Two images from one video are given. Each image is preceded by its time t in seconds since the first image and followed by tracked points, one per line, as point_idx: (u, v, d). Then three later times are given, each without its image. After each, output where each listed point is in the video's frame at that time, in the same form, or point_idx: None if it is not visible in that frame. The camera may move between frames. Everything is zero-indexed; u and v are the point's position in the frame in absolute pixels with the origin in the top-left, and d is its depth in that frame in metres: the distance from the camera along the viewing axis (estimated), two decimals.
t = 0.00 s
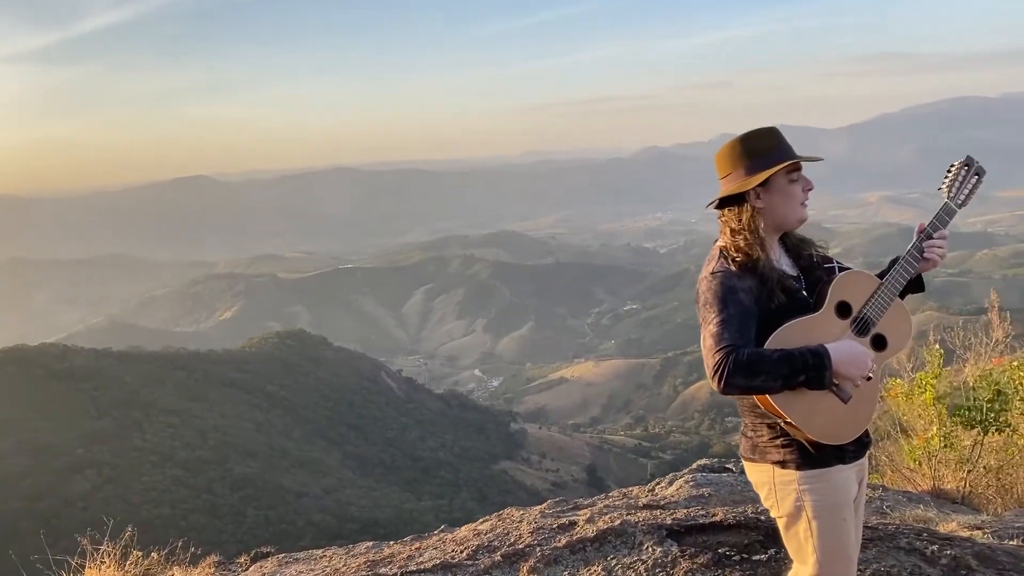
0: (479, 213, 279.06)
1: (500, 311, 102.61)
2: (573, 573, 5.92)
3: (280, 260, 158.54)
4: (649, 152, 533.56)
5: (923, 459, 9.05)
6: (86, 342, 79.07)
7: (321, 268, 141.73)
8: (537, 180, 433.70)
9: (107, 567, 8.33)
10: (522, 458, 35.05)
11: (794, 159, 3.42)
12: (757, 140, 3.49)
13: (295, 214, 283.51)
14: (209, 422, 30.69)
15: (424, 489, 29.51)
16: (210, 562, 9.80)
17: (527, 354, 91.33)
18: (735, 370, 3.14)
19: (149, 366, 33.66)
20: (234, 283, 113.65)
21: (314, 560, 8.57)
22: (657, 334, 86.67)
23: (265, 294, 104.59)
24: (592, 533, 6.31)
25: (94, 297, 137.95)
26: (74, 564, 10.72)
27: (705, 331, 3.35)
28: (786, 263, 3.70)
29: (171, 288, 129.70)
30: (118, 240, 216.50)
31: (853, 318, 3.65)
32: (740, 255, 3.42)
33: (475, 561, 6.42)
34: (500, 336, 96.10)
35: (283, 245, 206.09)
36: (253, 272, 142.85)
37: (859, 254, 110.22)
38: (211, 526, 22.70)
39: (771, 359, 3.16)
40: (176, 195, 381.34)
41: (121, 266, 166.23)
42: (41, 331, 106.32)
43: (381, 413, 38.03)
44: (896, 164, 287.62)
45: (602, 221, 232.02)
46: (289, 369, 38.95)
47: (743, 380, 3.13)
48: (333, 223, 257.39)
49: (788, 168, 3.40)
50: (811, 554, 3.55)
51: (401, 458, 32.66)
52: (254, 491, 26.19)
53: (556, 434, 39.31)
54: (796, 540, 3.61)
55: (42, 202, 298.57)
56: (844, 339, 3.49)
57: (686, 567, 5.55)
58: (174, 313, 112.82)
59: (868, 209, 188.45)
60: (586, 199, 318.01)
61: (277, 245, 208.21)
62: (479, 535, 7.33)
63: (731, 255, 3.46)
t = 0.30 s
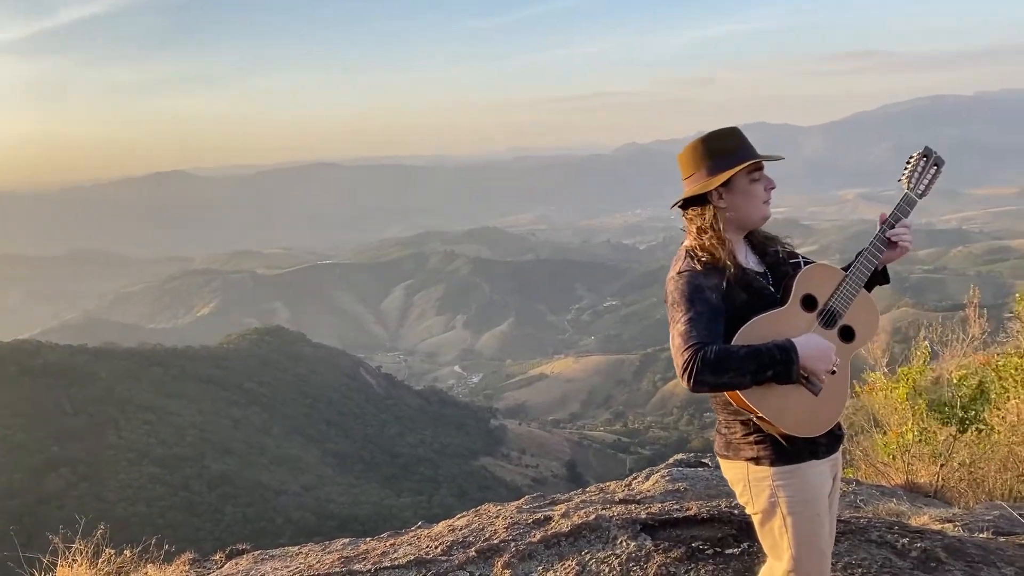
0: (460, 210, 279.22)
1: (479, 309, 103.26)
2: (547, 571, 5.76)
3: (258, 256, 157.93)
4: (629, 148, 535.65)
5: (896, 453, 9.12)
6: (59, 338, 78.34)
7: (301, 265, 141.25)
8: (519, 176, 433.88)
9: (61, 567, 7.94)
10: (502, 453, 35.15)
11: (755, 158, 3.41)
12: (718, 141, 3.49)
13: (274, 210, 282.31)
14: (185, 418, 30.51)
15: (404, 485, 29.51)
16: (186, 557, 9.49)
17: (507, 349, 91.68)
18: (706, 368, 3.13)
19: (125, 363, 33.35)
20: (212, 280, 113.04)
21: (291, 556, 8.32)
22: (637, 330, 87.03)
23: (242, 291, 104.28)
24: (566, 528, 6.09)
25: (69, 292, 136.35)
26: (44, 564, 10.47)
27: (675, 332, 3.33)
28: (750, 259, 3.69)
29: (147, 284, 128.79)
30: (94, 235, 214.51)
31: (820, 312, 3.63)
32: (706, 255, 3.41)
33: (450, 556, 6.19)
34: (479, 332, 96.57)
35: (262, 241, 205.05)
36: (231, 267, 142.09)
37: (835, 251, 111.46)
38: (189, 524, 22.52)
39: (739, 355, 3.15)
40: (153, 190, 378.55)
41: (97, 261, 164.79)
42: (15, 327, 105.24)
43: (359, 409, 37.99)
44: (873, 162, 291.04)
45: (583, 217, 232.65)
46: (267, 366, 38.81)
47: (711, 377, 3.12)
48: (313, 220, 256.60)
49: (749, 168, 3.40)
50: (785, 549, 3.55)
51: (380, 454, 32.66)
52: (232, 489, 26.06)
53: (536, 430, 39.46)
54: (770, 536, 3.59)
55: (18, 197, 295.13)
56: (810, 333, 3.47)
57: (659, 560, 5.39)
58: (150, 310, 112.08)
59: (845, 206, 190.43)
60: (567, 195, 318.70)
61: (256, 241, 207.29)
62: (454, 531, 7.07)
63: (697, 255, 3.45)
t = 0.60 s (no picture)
0: (443, 208, 279.13)
1: (459, 306, 103.81)
2: (523, 568, 5.31)
3: (237, 252, 157.24)
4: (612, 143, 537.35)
5: (871, 449, 8.98)
6: (35, 335, 77.59)
7: (281, 261, 140.79)
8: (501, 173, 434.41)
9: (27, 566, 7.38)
10: (483, 450, 35.21)
11: (732, 154, 3.20)
12: (689, 135, 3.27)
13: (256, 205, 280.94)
14: (162, 417, 30.27)
15: (383, 482, 29.47)
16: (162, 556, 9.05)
17: (489, 345, 91.82)
18: (681, 365, 2.93)
19: (102, 360, 33.01)
20: (191, 276, 112.36)
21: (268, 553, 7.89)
22: (618, 327, 87.34)
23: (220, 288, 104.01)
24: (541, 524, 5.68)
25: (46, 288, 135.16)
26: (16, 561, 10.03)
27: (648, 328, 3.12)
28: (726, 254, 3.46)
29: (124, 280, 127.81)
30: (71, 231, 212.55)
31: (791, 308, 3.42)
32: (679, 250, 3.20)
33: (425, 554, 5.74)
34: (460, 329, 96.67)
35: (242, 236, 204.01)
36: (210, 263, 141.38)
37: (814, 248, 112.57)
38: (166, 521, 22.35)
39: (713, 351, 2.95)
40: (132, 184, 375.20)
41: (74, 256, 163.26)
42: None
43: (339, 406, 37.89)
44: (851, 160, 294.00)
45: (565, 213, 233.26)
46: (245, 363, 38.60)
47: (687, 371, 2.92)
48: (294, 216, 255.69)
49: (724, 163, 3.19)
50: (758, 545, 3.35)
51: (360, 451, 32.59)
52: (211, 487, 25.89)
53: (517, 426, 39.53)
54: (744, 532, 3.39)
55: None
56: (785, 330, 3.27)
57: (634, 556, 5.06)
58: (128, 307, 111.25)
59: (824, 204, 192.24)
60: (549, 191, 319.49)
61: (236, 236, 206.30)
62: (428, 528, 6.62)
63: (671, 249, 3.24)
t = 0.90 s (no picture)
0: (427, 205, 279.05)
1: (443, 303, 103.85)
2: (499, 563, 4.88)
3: (217, 248, 156.56)
4: (595, 141, 538.61)
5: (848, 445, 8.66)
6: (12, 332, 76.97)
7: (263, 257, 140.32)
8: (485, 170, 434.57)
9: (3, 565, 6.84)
10: (466, 447, 35.29)
11: (716, 140, 3.09)
12: (674, 123, 3.14)
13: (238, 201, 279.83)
14: (141, 414, 30.07)
15: (365, 480, 29.45)
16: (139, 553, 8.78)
17: (472, 341, 91.92)
18: (658, 350, 2.85)
19: (81, 357, 32.72)
20: (171, 273, 111.83)
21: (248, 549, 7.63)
22: (601, 323, 87.67)
23: (201, 284, 103.45)
24: (519, 518, 5.24)
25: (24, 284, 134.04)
26: None
27: (629, 315, 3.00)
28: (708, 246, 3.34)
29: (104, 276, 127.00)
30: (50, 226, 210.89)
31: (772, 303, 3.31)
32: (664, 236, 3.06)
33: (403, 549, 5.19)
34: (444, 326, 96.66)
35: (224, 232, 203.14)
36: (191, 260, 140.77)
37: (795, 246, 113.47)
38: (146, 519, 22.24)
39: (693, 338, 2.86)
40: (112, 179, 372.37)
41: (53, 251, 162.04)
42: None
43: (322, 403, 37.83)
44: (832, 158, 296.38)
45: (549, 210, 233.46)
46: (226, 360, 38.42)
47: (663, 359, 2.84)
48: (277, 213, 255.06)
49: (705, 150, 3.07)
50: (723, 536, 3.25)
51: (342, 448, 32.57)
52: (191, 484, 25.75)
53: (500, 424, 39.59)
54: (708, 520, 3.29)
55: None
56: (762, 321, 3.16)
57: (611, 551, 4.65)
58: (108, 302, 110.46)
59: (805, 202, 193.78)
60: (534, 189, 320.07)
61: (217, 232, 205.51)
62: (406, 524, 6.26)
63: (658, 234, 3.09)
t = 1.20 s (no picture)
0: (412, 202, 278.57)
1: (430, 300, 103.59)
2: (478, 561, 4.73)
3: (199, 244, 155.59)
4: (581, 139, 539.23)
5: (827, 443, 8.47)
6: None
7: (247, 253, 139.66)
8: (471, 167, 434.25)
9: None
10: (449, 445, 35.28)
11: (709, 130, 2.95)
12: (670, 111, 3.01)
13: (222, 197, 278.39)
14: (121, 413, 29.86)
15: (348, 477, 29.40)
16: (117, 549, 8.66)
17: (457, 338, 91.91)
18: (637, 338, 2.76)
19: (61, 353, 32.42)
20: (153, 270, 111.09)
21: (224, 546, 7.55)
22: (586, 321, 87.88)
23: (185, 281, 102.72)
24: (498, 515, 5.07)
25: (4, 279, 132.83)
26: None
27: (610, 302, 2.90)
28: (701, 237, 3.22)
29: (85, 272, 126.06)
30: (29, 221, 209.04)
31: (754, 308, 3.25)
32: (655, 221, 2.95)
33: (383, 545, 5.07)
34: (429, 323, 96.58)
35: (207, 229, 201.94)
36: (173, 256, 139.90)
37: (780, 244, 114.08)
38: (125, 518, 22.09)
39: (670, 330, 2.79)
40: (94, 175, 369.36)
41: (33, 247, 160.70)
42: None
43: (305, 400, 37.72)
44: (816, 156, 298.08)
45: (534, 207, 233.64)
46: (208, 357, 38.21)
47: (641, 346, 2.75)
48: (261, 210, 253.95)
49: (699, 139, 2.93)
50: (686, 525, 3.16)
51: (325, 445, 32.49)
52: (173, 482, 25.60)
53: (485, 420, 39.59)
54: (672, 510, 3.20)
55: None
56: (741, 322, 3.08)
57: (589, 548, 4.49)
58: (89, 299, 109.59)
59: (789, 201, 194.75)
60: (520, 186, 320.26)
61: (200, 228, 204.42)
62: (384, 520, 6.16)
63: (648, 221, 2.97)
